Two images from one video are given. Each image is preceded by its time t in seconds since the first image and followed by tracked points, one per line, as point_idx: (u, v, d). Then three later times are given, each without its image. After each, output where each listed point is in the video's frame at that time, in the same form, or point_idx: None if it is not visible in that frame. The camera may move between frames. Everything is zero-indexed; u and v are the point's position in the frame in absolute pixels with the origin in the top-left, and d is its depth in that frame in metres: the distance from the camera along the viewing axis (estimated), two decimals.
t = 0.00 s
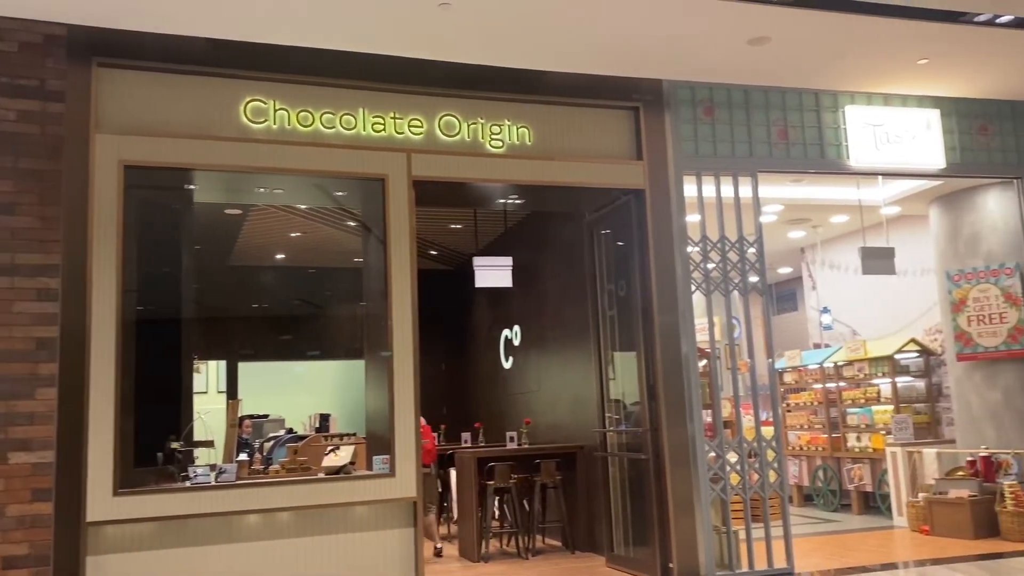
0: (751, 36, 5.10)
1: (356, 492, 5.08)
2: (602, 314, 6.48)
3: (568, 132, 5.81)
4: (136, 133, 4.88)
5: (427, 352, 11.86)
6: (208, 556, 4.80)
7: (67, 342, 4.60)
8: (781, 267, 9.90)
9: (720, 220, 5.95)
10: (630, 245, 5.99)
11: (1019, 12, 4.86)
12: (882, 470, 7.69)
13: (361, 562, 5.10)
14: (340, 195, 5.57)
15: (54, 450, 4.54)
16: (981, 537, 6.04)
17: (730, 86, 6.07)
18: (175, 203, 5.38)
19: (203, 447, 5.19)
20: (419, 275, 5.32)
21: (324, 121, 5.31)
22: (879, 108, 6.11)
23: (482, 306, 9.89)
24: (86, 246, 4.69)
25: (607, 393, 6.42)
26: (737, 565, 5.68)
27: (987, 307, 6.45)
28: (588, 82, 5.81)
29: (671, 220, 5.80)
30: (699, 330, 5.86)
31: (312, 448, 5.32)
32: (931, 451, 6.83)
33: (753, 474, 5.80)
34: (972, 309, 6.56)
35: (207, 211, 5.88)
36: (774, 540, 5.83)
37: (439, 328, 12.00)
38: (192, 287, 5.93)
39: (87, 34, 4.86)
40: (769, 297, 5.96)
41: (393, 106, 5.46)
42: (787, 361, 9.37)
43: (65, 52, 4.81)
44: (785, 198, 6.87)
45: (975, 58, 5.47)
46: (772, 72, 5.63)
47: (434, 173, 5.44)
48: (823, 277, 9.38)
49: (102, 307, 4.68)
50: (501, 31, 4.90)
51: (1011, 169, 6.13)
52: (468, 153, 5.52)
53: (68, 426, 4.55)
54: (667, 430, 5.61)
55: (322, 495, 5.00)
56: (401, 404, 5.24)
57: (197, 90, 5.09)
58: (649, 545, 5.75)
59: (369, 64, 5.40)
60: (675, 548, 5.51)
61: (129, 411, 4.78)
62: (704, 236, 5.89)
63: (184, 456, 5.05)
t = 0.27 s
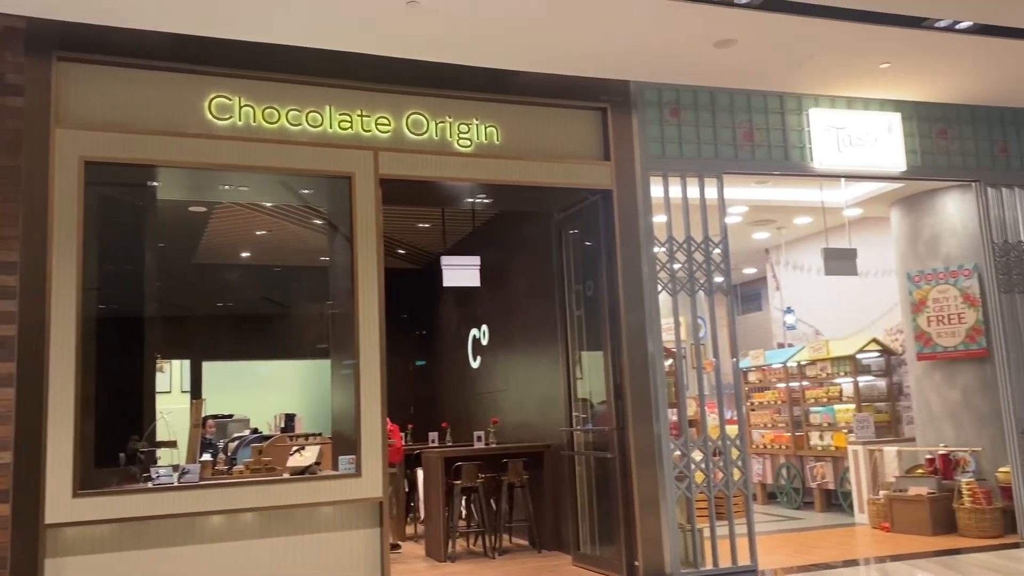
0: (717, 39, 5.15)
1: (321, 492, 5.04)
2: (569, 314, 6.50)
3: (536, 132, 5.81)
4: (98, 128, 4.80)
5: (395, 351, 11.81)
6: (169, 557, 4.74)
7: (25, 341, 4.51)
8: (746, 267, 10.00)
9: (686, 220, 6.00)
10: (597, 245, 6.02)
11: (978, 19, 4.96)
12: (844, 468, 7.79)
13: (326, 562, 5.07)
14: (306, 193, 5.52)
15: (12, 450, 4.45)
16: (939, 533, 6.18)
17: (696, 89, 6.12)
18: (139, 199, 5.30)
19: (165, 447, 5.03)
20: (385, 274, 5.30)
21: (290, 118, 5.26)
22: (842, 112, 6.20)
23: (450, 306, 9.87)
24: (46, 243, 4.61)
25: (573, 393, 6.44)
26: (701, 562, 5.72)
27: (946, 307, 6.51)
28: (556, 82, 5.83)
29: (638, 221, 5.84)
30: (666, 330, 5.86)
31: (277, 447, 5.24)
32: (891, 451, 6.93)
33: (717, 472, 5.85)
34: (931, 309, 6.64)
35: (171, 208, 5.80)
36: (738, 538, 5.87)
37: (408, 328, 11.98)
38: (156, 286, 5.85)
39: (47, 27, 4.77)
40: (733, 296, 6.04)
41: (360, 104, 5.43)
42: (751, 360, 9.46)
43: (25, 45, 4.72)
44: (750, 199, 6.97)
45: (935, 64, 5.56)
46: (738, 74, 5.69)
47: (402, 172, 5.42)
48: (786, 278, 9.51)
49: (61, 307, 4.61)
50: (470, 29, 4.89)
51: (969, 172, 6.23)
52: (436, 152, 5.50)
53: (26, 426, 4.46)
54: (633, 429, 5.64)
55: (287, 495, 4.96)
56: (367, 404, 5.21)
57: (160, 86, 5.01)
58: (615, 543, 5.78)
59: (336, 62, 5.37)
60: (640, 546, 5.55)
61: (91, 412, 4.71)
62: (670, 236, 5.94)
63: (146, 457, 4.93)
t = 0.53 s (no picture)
0: (683, 41, 5.20)
1: (285, 494, 4.99)
2: (537, 314, 6.50)
3: (504, 132, 5.81)
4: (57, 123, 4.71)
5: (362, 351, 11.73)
6: (130, 560, 4.66)
7: None
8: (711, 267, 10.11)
9: (653, 221, 6.04)
10: (565, 245, 6.02)
11: (937, 25, 5.05)
12: (807, 466, 7.88)
13: (291, 564, 5.02)
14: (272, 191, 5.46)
15: None
16: (899, 531, 6.27)
17: (663, 91, 6.16)
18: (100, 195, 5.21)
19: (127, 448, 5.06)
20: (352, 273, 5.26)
21: (256, 115, 5.20)
22: (807, 115, 6.28)
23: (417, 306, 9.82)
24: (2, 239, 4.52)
25: (540, 392, 6.44)
26: (666, 561, 5.76)
27: (906, 308, 6.60)
28: (524, 83, 5.83)
29: (606, 221, 5.86)
30: (632, 330, 5.93)
31: (240, 447, 5.21)
32: (851, 449, 6.94)
33: (682, 471, 5.89)
34: (892, 310, 6.74)
35: (134, 205, 5.71)
36: (702, 536, 5.92)
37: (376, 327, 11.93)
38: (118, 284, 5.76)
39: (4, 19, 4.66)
40: (699, 297, 6.09)
41: (327, 102, 5.39)
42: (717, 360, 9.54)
43: None
44: (716, 201, 7.05)
45: (896, 69, 5.65)
46: (705, 76, 5.74)
47: (369, 170, 5.38)
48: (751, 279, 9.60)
49: (18, 306, 4.52)
50: (438, 27, 4.89)
51: (930, 175, 6.31)
52: (404, 150, 5.48)
53: None
54: (599, 429, 5.66)
55: (251, 497, 4.90)
56: (333, 405, 5.16)
57: (122, 81, 4.93)
58: (581, 542, 5.79)
59: (302, 58, 5.32)
60: (606, 546, 5.57)
61: (49, 413, 4.61)
62: (637, 237, 5.98)
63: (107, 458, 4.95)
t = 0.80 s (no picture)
0: (651, 43, 5.25)
1: (249, 495, 4.92)
2: (505, 314, 6.48)
3: (472, 131, 5.81)
4: (14, 117, 4.61)
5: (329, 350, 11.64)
6: (88, 562, 4.57)
7: None
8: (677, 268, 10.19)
9: (619, 222, 6.07)
10: (533, 245, 6.03)
11: (898, 31, 5.14)
12: (770, 465, 7.96)
13: (254, 565, 4.95)
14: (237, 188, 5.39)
15: None
16: (859, 529, 6.36)
17: (630, 92, 6.20)
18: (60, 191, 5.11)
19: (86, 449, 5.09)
20: (318, 273, 5.22)
21: (221, 112, 5.14)
22: (772, 118, 6.36)
23: (383, 305, 9.78)
24: None
25: (507, 392, 6.44)
26: (631, 560, 5.80)
27: (867, 309, 6.71)
28: (492, 82, 5.84)
29: (574, 222, 5.88)
30: (599, 330, 5.94)
31: (202, 447, 5.21)
32: (813, 448, 7.04)
33: (647, 471, 5.93)
34: (853, 312, 6.85)
35: (96, 202, 5.61)
36: (667, 535, 5.97)
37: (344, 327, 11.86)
38: (79, 282, 5.66)
39: None
40: (665, 298, 6.14)
41: (293, 99, 5.35)
42: (682, 360, 9.61)
43: None
44: (682, 202, 7.12)
45: (858, 75, 5.74)
46: (671, 78, 5.79)
47: (336, 168, 5.34)
48: (715, 280, 9.69)
49: None
50: (407, 24, 4.90)
51: (891, 179, 6.43)
52: (371, 148, 5.45)
53: None
54: (566, 428, 5.68)
55: (213, 497, 4.83)
56: (298, 404, 5.10)
57: (83, 75, 4.85)
58: (547, 542, 5.80)
59: (268, 55, 5.27)
60: (571, 545, 5.59)
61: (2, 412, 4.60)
62: (604, 238, 6.01)
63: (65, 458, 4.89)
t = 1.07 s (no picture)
0: (619, 44, 5.29)
1: (211, 496, 4.85)
2: (472, 313, 6.47)
3: (439, 130, 5.78)
4: None
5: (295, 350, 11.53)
6: (46, 565, 4.48)
7: None
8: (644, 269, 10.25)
9: (587, 223, 6.09)
10: (501, 245, 6.03)
11: (861, 37, 5.21)
12: (734, 465, 8.03)
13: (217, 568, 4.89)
14: (200, 184, 5.31)
15: None
16: (821, 528, 6.45)
17: (598, 94, 6.22)
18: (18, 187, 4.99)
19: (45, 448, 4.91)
20: (283, 272, 5.15)
21: (184, 107, 5.06)
22: (737, 122, 6.42)
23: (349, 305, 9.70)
24: None
25: (473, 392, 6.42)
26: (596, 559, 5.82)
27: (830, 310, 6.78)
28: (460, 81, 5.82)
29: (542, 222, 5.88)
30: (565, 330, 5.96)
31: (164, 450, 5.06)
32: (776, 448, 7.12)
33: (613, 470, 5.96)
34: (816, 313, 6.94)
35: (56, 198, 5.50)
36: (632, 535, 6.00)
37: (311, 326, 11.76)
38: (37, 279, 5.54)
39: None
40: (631, 298, 6.17)
41: (259, 96, 5.28)
42: (648, 360, 9.67)
43: None
44: (648, 203, 7.17)
45: (822, 80, 5.82)
46: (639, 80, 5.82)
47: (301, 166, 5.28)
48: (681, 281, 9.77)
49: None
50: (375, 21, 4.88)
51: (853, 182, 6.52)
52: (337, 146, 5.40)
53: None
54: (532, 428, 5.69)
55: (175, 499, 4.76)
56: (262, 405, 5.03)
57: (42, 69, 4.75)
58: (513, 542, 5.80)
59: (233, 50, 5.21)
60: (537, 545, 5.60)
61: None
62: (571, 238, 6.03)
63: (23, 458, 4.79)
